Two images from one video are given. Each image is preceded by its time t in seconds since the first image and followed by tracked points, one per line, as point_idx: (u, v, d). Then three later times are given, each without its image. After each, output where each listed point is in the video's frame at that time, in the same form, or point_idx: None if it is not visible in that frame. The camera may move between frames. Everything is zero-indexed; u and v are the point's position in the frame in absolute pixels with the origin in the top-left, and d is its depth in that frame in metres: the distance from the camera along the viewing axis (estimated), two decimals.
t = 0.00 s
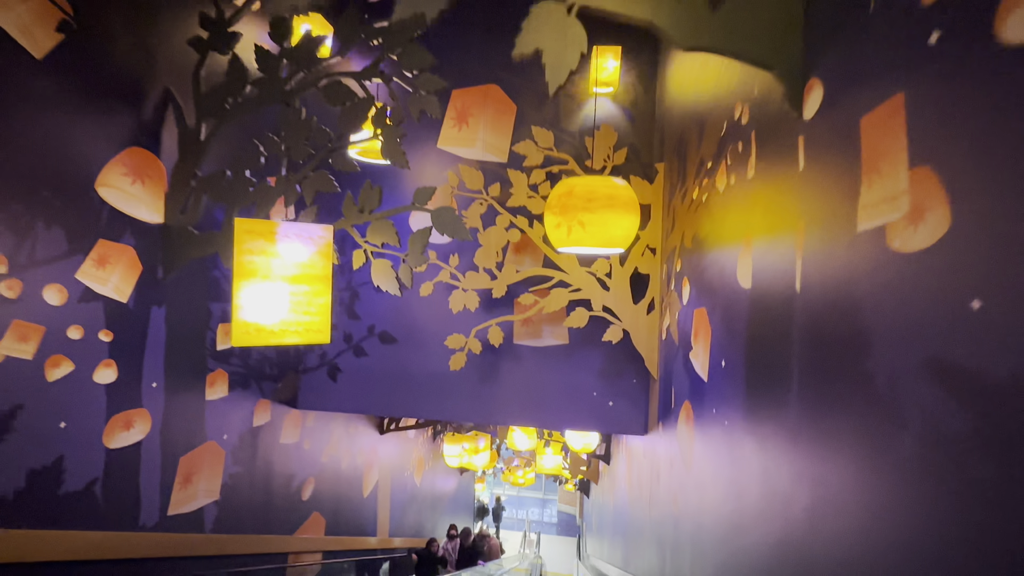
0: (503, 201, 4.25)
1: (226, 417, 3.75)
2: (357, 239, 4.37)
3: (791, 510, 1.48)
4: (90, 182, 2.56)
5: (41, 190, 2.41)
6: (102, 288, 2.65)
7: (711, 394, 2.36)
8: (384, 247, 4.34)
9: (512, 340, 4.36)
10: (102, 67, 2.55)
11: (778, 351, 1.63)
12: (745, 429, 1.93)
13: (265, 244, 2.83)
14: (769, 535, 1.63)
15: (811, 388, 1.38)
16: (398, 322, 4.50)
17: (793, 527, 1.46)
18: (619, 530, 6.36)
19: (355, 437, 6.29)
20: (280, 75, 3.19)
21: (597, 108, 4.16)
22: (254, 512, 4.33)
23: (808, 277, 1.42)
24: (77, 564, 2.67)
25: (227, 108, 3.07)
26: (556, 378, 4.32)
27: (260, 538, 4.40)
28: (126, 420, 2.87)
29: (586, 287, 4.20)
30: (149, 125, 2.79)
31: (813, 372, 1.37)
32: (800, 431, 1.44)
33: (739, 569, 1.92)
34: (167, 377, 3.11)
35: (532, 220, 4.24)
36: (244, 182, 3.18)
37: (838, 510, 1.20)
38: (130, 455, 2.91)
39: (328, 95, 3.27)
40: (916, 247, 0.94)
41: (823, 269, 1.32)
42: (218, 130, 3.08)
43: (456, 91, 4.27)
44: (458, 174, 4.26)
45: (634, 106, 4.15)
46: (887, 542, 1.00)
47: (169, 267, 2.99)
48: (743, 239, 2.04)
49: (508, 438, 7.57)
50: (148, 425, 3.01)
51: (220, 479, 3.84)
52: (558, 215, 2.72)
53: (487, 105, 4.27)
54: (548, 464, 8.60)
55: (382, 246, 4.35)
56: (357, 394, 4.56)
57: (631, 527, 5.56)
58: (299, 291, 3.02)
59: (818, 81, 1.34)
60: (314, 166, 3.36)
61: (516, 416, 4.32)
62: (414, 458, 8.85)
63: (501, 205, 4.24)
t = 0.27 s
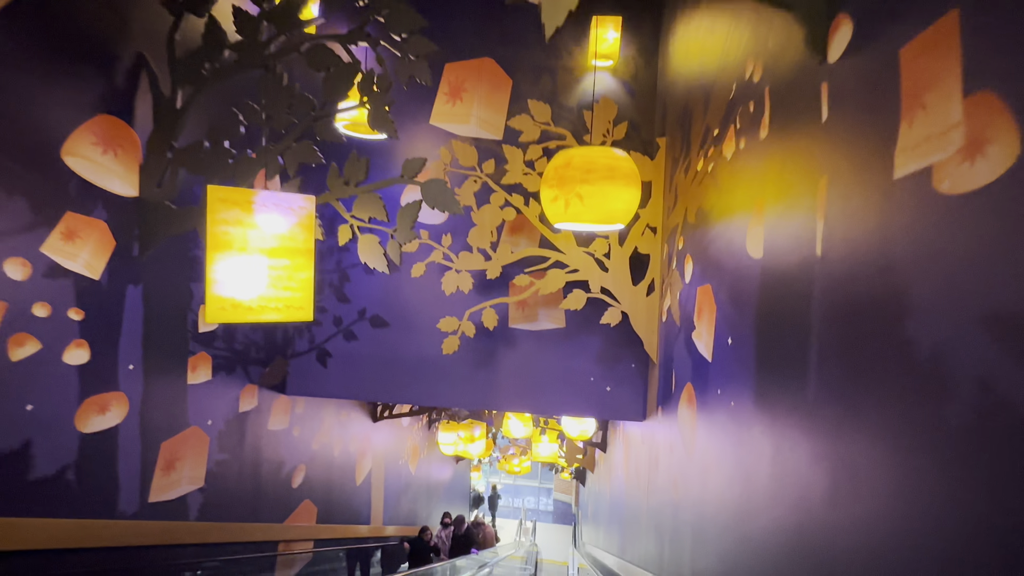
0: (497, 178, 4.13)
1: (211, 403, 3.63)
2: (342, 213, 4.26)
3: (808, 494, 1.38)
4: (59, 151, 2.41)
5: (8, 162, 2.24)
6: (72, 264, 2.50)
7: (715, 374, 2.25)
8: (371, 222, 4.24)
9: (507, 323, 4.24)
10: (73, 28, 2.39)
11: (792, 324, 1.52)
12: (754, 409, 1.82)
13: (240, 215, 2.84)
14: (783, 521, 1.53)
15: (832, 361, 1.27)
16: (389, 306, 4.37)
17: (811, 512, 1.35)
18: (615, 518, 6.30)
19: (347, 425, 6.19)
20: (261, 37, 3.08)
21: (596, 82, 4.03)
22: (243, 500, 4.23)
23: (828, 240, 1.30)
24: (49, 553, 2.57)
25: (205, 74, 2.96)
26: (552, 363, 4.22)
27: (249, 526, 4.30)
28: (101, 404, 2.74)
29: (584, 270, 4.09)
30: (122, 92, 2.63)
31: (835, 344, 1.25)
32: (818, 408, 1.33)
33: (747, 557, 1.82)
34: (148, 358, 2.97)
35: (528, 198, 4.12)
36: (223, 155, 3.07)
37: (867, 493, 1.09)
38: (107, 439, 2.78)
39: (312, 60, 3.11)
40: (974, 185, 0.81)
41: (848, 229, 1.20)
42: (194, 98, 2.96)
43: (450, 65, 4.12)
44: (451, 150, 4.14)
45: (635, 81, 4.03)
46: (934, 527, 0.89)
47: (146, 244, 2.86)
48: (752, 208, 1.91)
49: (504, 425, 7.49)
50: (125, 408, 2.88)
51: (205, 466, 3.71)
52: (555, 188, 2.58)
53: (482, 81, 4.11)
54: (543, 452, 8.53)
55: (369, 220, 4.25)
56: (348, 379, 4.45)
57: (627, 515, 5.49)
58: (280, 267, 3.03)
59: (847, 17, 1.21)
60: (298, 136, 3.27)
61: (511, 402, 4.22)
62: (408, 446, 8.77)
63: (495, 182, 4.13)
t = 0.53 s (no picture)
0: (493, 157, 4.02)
1: (196, 390, 3.53)
2: (330, 191, 4.16)
3: (827, 480, 1.28)
4: (25, 122, 2.35)
5: None
6: (41, 241, 2.46)
7: (721, 357, 2.15)
8: (361, 199, 4.14)
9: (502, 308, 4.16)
10: None
11: (809, 299, 1.42)
12: (763, 392, 1.72)
13: (217, 187, 2.79)
14: (798, 509, 1.44)
15: (855, 336, 1.17)
16: (382, 292, 4.26)
17: (830, 498, 1.26)
18: (614, 509, 6.23)
19: (341, 414, 6.08)
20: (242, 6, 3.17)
21: (595, 59, 3.92)
22: (233, 489, 4.15)
23: (852, 205, 1.19)
24: (19, 543, 2.50)
25: (183, 43, 2.94)
26: (549, 350, 4.14)
27: (239, 516, 4.20)
28: (76, 389, 2.68)
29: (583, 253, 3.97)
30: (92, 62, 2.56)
31: (859, 317, 1.15)
32: (838, 387, 1.24)
33: (756, 547, 1.73)
34: (128, 344, 2.89)
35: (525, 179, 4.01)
36: (204, 128, 3.09)
37: (895, 478, 0.99)
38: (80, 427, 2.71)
39: (297, 32, 3.27)
40: None
41: (876, 191, 1.10)
42: (172, 68, 2.91)
43: (443, 42, 3.99)
44: (445, 128, 4.02)
45: (635, 58, 3.91)
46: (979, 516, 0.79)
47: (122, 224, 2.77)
48: (763, 179, 1.80)
49: (500, 415, 7.39)
50: (105, 396, 2.82)
51: (189, 457, 3.56)
52: (552, 163, 2.46)
53: (477, 59, 3.99)
54: (540, 442, 8.46)
55: (358, 198, 4.14)
56: (339, 369, 4.32)
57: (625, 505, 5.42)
58: (261, 243, 2.96)
59: None
60: (281, 109, 3.36)
61: (505, 389, 4.14)
62: (403, 436, 8.67)
63: (490, 161, 4.01)
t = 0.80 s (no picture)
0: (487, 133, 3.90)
1: (178, 375, 3.39)
2: (313, 163, 4.05)
3: (851, 464, 1.17)
4: None
5: None
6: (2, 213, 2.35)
7: (727, 336, 2.03)
8: (346, 171, 4.03)
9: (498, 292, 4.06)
10: None
11: (831, 268, 1.30)
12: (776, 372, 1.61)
13: (188, 154, 2.93)
14: (817, 496, 1.33)
15: (889, 305, 1.05)
16: (374, 276, 4.15)
17: (856, 483, 1.15)
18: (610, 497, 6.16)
19: (332, 402, 5.95)
20: None
21: (594, 32, 3.79)
22: (222, 477, 4.06)
23: (887, 159, 1.07)
24: None
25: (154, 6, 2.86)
26: (545, 335, 4.04)
27: (227, 506, 4.09)
28: (46, 372, 2.57)
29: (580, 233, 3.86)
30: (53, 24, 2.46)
31: (895, 284, 1.04)
32: (866, 362, 1.13)
33: (768, 536, 1.62)
34: (102, 327, 2.78)
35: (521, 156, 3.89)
36: (179, 96, 2.99)
37: (939, 457, 0.90)
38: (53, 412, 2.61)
39: None
40: None
41: (920, 139, 0.97)
42: (143, 32, 2.82)
43: (436, 14, 3.89)
44: (437, 102, 3.90)
45: (636, 32, 3.79)
46: None
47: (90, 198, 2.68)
48: (779, 140, 1.66)
49: (495, 404, 7.28)
50: (77, 379, 2.71)
51: (171, 445, 3.43)
52: (550, 133, 2.32)
53: (471, 32, 3.86)
54: (536, 431, 8.38)
55: (343, 170, 4.02)
56: (330, 355, 4.21)
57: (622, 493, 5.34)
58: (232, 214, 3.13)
59: None
60: (258, 75, 3.27)
61: (499, 375, 4.04)
62: (397, 425, 8.55)
63: (484, 137, 3.89)
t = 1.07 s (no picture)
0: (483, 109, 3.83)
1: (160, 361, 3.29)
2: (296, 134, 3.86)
3: (878, 444, 1.09)
4: None
5: None
6: None
7: (734, 316, 1.93)
8: (332, 142, 3.88)
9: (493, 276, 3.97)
10: None
11: (861, 234, 1.19)
12: (789, 351, 1.51)
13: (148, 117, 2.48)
14: (839, 479, 1.23)
15: (929, 270, 0.96)
16: (367, 259, 4.04)
17: (882, 465, 1.07)
18: (608, 486, 6.09)
19: (325, 391, 5.84)
20: None
21: (595, 5, 3.68)
22: (211, 466, 3.97)
23: (931, 107, 0.97)
24: None
25: None
26: (542, 320, 3.95)
27: (218, 494, 4.00)
28: (17, 355, 2.47)
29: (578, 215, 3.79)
30: None
31: (937, 246, 0.94)
32: (899, 334, 1.04)
33: (785, 524, 1.53)
34: (78, 309, 2.71)
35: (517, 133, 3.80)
36: (152, 63, 3.10)
37: (991, 436, 0.80)
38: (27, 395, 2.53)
39: None
40: None
41: (981, 74, 0.86)
42: None
43: None
44: (430, 77, 3.82)
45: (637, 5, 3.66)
46: None
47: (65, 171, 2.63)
48: (796, 99, 1.55)
49: (492, 392, 7.19)
50: (50, 363, 2.61)
51: (158, 431, 3.35)
52: (547, 102, 2.20)
53: (466, 6, 3.78)
54: (533, 420, 8.30)
55: (329, 142, 3.87)
56: (322, 341, 4.10)
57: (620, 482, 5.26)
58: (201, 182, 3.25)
59: None
60: (240, 44, 3.62)
61: (495, 361, 3.95)
62: (393, 414, 8.46)
63: (479, 113, 3.84)
